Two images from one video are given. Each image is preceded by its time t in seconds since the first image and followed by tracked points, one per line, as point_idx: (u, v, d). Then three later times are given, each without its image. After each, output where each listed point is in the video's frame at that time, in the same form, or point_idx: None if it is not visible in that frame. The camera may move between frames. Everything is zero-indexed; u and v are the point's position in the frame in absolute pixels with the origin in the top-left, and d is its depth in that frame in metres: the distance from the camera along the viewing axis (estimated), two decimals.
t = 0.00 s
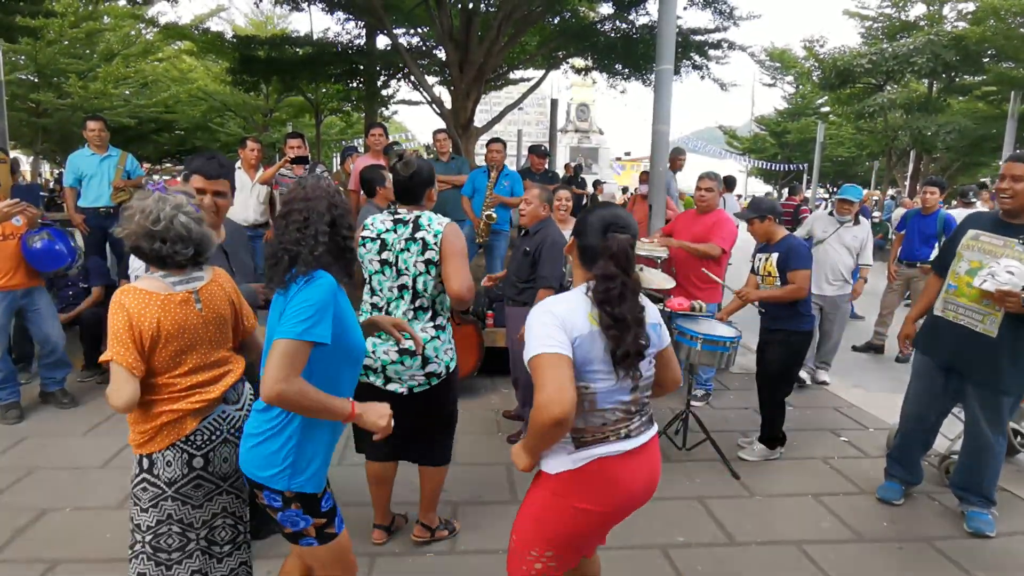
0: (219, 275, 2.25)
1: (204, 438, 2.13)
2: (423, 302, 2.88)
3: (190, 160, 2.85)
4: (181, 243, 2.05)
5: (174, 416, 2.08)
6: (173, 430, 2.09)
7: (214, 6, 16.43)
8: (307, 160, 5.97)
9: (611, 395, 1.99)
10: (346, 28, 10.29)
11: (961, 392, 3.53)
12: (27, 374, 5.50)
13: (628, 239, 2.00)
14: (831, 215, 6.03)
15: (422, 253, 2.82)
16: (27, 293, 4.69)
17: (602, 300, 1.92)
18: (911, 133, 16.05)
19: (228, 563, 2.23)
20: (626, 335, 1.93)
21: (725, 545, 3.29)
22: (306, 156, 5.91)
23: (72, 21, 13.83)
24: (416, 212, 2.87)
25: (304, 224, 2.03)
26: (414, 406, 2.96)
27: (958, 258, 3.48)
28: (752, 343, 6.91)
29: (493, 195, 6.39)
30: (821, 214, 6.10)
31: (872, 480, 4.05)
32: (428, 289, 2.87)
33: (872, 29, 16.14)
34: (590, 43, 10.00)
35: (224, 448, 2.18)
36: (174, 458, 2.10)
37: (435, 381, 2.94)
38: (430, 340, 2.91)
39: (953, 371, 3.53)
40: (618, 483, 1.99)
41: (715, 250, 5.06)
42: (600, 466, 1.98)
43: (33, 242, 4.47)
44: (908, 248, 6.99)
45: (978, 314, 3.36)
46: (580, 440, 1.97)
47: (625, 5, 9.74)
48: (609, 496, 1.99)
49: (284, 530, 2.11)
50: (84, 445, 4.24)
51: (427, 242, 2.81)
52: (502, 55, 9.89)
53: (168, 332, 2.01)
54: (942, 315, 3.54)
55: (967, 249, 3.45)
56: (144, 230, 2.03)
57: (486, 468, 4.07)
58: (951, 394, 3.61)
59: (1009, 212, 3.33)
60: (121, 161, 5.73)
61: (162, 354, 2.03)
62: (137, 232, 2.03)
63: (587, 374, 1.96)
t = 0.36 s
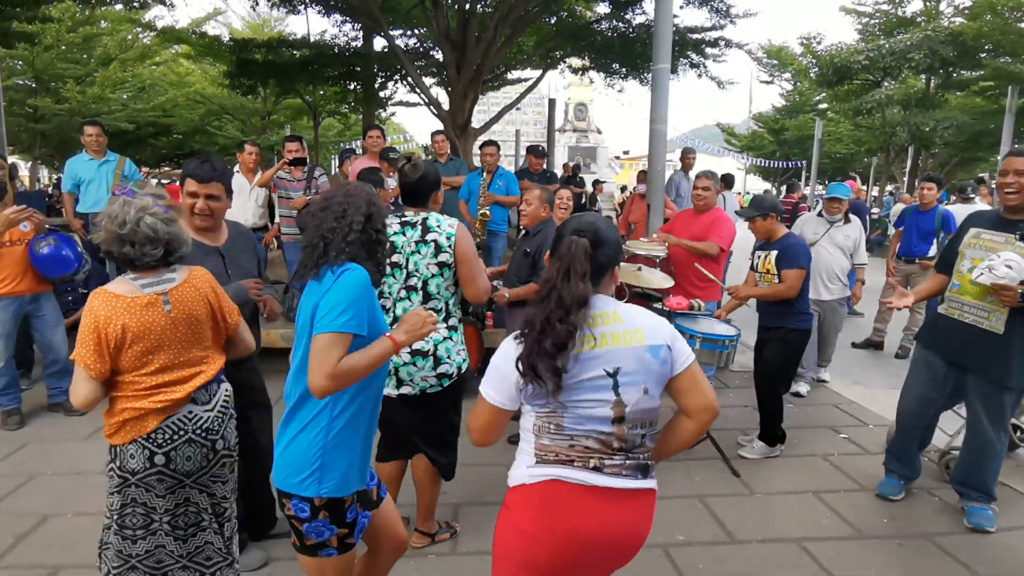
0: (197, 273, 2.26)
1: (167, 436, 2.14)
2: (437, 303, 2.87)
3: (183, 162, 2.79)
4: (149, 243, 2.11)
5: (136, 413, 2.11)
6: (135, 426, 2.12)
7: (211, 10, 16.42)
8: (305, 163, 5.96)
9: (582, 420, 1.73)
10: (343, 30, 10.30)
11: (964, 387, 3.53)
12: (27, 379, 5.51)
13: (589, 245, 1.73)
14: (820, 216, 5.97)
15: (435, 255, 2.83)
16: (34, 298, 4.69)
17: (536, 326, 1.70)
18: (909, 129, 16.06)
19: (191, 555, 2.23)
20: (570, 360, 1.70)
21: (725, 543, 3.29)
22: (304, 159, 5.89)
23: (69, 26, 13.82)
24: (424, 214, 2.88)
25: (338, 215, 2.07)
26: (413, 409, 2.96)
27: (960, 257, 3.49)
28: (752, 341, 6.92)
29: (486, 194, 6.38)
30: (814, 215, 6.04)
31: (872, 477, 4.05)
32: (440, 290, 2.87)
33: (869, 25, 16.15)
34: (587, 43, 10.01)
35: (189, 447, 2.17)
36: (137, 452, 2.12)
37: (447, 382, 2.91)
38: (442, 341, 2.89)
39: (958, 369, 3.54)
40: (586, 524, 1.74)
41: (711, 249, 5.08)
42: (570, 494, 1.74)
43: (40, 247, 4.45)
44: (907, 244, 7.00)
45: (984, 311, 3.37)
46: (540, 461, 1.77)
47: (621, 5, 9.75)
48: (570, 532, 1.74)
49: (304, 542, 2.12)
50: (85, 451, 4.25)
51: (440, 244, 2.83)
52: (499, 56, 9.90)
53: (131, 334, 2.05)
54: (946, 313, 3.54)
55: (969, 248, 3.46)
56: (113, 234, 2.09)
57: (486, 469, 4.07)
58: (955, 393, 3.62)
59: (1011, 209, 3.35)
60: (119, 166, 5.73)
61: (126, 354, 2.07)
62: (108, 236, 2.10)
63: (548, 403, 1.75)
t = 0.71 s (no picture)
0: (149, 280, 2.29)
1: (88, 440, 2.24)
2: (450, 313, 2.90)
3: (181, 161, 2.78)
4: (101, 247, 2.18)
5: (60, 412, 2.23)
6: (60, 426, 2.24)
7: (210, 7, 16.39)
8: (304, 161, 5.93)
9: (580, 408, 1.76)
10: (343, 28, 10.30)
11: (962, 387, 3.54)
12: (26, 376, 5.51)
13: (614, 236, 1.78)
14: (816, 216, 5.81)
15: (447, 266, 2.85)
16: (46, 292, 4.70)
17: (571, 316, 1.76)
18: (908, 128, 16.08)
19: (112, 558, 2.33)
20: (596, 346, 1.72)
21: (725, 541, 3.30)
22: (304, 157, 5.87)
23: (68, 23, 13.79)
24: (439, 224, 2.87)
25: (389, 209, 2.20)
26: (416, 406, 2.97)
27: (946, 259, 3.49)
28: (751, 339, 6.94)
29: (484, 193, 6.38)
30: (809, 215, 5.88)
31: (872, 476, 4.06)
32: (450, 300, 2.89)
33: (869, 25, 16.16)
34: (587, 42, 10.00)
35: (110, 454, 2.26)
36: (62, 450, 2.25)
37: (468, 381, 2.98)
38: (459, 344, 2.94)
39: (955, 368, 3.53)
40: (579, 509, 1.75)
41: (711, 248, 5.09)
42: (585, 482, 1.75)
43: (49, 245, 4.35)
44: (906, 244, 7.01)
45: (979, 311, 3.38)
46: (552, 444, 1.83)
47: (621, 3, 9.75)
48: (579, 518, 1.75)
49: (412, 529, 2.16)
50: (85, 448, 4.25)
51: (453, 257, 2.85)
52: (499, 54, 9.91)
53: (62, 337, 2.16)
54: (937, 316, 3.54)
55: (953, 249, 3.47)
56: (66, 236, 2.17)
57: (487, 468, 4.08)
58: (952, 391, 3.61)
59: (991, 209, 3.36)
60: (120, 163, 5.74)
61: (57, 353, 2.19)
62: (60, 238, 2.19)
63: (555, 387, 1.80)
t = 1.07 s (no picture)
0: (143, 266, 2.30)
1: (83, 423, 2.22)
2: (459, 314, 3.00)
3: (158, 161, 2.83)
4: (94, 234, 2.19)
5: (57, 395, 2.22)
6: (56, 409, 2.23)
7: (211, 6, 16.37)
8: (305, 160, 5.89)
9: (618, 408, 1.81)
10: (344, 27, 10.29)
11: (948, 390, 3.46)
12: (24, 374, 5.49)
13: (659, 240, 1.79)
14: (829, 218, 5.16)
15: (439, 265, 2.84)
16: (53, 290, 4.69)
17: (615, 320, 1.80)
18: (909, 129, 16.07)
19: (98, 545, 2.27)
20: (640, 352, 1.75)
21: (727, 542, 3.28)
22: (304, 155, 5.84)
23: (68, 22, 13.76)
24: (436, 224, 2.89)
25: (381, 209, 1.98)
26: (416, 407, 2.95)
27: (918, 260, 3.47)
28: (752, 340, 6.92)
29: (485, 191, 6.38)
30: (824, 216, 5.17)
31: (873, 476, 4.04)
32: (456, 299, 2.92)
33: (869, 25, 16.14)
34: (587, 41, 9.97)
35: (104, 437, 2.24)
36: (55, 434, 2.22)
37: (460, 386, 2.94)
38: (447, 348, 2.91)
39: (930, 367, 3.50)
40: (597, 499, 1.81)
41: (713, 247, 5.07)
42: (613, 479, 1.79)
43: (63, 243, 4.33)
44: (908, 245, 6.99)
45: (958, 311, 3.33)
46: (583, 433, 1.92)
47: (621, 3, 9.74)
48: (593, 509, 1.81)
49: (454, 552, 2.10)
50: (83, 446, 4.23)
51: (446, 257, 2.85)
52: (500, 53, 9.90)
53: (59, 323, 2.15)
54: (916, 318, 3.51)
55: (925, 251, 3.45)
56: (59, 225, 2.17)
57: (486, 467, 4.06)
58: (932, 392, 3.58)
59: (956, 207, 3.35)
60: (120, 161, 5.71)
61: (55, 339, 2.18)
62: (53, 227, 2.18)
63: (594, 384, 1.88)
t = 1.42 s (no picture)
0: (153, 263, 2.36)
1: (111, 420, 2.30)
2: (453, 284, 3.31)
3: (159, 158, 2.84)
4: (106, 233, 2.22)
5: (82, 395, 2.29)
6: (83, 408, 2.30)
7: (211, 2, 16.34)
8: (307, 157, 5.98)
9: (681, 394, 1.92)
10: (345, 24, 10.28)
11: (945, 387, 3.44)
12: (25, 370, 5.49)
13: (721, 233, 1.91)
14: (836, 214, 5.06)
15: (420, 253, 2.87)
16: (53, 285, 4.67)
17: (684, 307, 1.86)
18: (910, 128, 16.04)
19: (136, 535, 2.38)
20: (709, 338, 1.83)
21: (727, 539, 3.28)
22: (305, 152, 5.91)
23: (68, 18, 13.73)
24: (424, 212, 2.94)
25: (330, 206, 1.71)
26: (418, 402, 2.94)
27: (913, 258, 3.45)
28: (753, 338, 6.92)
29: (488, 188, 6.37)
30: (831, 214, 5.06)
31: (874, 474, 4.04)
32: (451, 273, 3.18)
33: (871, 24, 16.11)
34: (588, 39, 9.97)
35: (133, 433, 2.32)
36: (87, 432, 2.31)
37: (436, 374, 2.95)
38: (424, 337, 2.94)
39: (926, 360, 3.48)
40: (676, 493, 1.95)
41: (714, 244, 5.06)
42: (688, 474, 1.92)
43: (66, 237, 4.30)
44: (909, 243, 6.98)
45: (954, 306, 3.33)
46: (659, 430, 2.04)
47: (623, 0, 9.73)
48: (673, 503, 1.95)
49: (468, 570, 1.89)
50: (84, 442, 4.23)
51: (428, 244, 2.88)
52: (501, 50, 9.89)
53: (79, 325, 2.19)
54: (912, 315, 3.48)
55: (919, 247, 3.43)
56: (69, 229, 2.18)
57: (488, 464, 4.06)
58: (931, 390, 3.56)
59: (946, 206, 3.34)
60: (120, 158, 5.70)
61: (75, 341, 2.22)
62: (63, 231, 2.19)
63: (659, 368, 1.98)
